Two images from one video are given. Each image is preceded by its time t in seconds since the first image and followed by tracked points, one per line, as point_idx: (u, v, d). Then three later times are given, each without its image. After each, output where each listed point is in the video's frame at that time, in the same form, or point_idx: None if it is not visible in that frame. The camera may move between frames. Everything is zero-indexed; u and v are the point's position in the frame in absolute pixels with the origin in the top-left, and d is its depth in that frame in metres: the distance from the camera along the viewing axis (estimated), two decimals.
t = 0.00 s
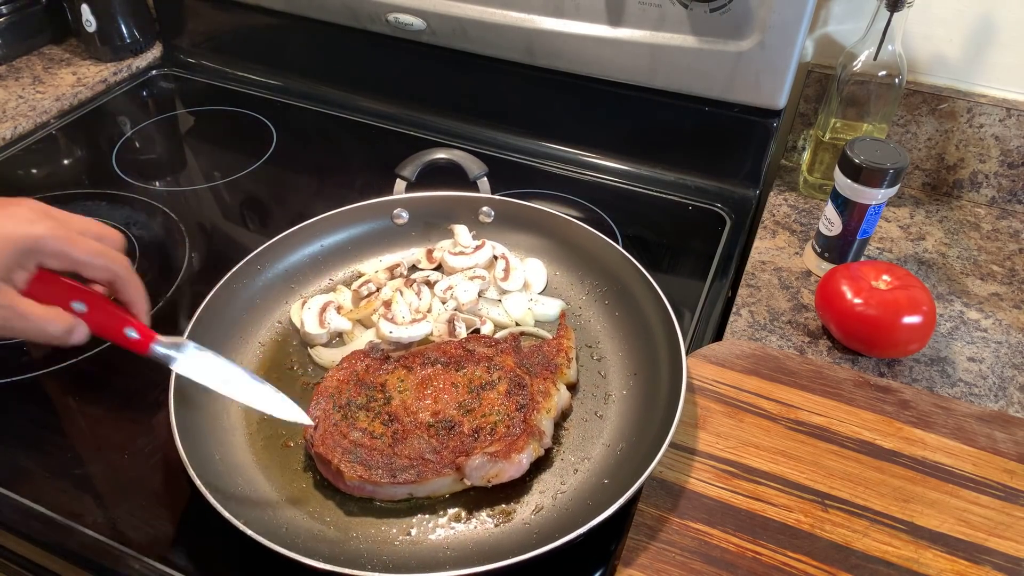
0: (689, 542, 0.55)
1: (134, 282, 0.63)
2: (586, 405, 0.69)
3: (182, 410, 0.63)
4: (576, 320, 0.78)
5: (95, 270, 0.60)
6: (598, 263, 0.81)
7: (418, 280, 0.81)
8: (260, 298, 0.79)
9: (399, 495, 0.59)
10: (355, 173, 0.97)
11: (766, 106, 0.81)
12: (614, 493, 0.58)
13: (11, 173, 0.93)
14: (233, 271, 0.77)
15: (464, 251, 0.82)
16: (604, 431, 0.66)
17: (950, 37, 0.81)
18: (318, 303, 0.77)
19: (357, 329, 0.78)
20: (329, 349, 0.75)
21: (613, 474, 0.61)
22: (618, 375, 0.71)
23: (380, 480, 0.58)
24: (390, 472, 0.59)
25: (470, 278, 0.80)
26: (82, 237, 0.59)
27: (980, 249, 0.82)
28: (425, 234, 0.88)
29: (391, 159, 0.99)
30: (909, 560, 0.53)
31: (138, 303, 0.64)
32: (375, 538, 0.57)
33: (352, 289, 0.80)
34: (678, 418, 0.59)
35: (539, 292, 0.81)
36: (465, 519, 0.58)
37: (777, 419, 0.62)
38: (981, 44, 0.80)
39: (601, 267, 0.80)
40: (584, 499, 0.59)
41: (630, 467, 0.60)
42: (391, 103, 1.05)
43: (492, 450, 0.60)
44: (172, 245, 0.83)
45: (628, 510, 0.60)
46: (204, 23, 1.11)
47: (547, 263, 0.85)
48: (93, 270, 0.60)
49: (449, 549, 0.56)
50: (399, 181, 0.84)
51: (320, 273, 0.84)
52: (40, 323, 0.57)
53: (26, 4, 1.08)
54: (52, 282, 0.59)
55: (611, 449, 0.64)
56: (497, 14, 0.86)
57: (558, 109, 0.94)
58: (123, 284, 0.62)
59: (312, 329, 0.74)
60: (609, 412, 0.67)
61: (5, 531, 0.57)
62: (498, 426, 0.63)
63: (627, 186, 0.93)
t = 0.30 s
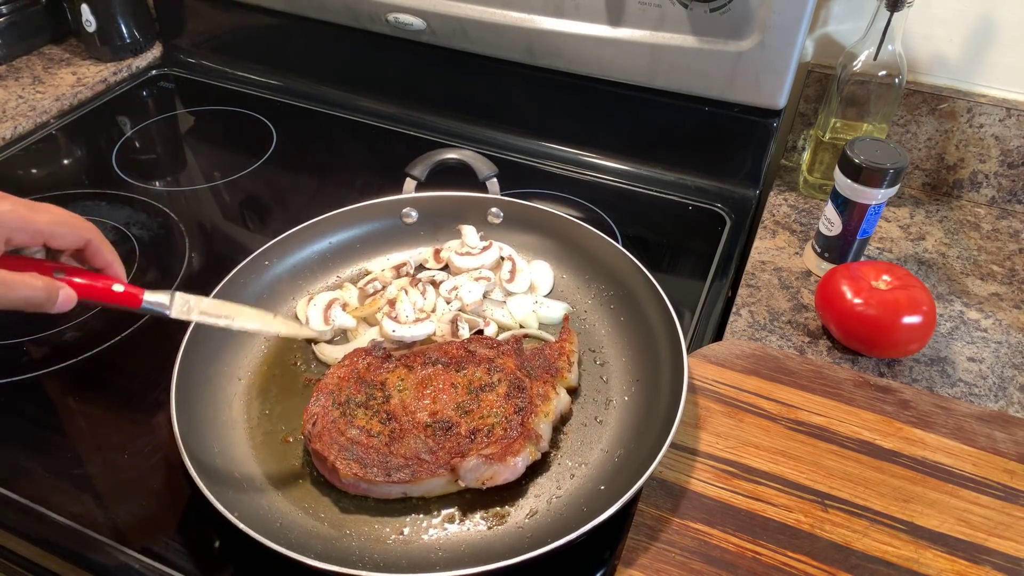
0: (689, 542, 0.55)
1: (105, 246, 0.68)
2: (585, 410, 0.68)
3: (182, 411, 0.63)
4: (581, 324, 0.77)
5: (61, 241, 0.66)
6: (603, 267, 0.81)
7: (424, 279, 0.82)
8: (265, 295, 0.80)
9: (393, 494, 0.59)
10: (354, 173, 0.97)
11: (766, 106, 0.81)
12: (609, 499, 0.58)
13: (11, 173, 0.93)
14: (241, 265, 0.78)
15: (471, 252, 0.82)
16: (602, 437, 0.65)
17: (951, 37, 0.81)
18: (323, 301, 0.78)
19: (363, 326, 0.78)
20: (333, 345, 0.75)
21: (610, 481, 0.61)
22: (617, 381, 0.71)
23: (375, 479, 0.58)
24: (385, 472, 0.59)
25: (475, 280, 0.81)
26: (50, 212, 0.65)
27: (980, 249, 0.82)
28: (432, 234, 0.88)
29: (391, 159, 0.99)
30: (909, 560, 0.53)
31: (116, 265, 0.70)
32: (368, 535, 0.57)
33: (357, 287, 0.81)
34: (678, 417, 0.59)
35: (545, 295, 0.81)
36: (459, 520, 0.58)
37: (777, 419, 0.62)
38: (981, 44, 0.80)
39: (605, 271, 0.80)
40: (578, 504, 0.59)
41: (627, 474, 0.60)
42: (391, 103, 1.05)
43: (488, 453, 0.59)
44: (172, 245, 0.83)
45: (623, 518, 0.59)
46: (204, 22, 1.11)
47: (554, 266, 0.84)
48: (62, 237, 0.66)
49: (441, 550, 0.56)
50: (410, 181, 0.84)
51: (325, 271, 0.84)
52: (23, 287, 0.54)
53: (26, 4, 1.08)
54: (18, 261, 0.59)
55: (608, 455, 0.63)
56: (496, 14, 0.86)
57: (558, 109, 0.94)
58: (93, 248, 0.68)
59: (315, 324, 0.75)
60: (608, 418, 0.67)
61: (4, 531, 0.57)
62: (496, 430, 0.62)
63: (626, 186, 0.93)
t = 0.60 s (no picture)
0: (689, 542, 0.55)
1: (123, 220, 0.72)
2: (586, 419, 0.67)
3: (184, 408, 0.63)
4: (589, 333, 0.76)
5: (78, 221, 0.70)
6: (613, 275, 0.80)
7: (436, 278, 0.81)
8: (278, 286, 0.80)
9: (384, 491, 0.59)
10: (354, 173, 0.97)
11: (766, 106, 0.81)
12: (601, 509, 0.57)
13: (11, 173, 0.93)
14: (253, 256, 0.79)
15: (486, 254, 0.82)
16: (602, 447, 0.64)
17: (950, 37, 0.81)
18: (335, 293, 0.78)
19: (371, 321, 0.78)
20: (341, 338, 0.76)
21: (603, 493, 0.59)
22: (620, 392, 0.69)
23: (366, 474, 0.58)
24: (376, 468, 0.59)
25: (486, 281, 0.80)
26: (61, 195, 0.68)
27: (980, 249, 0.82)
28: (448, 235, 0.88)
29: (391, 159, 0.99)
30: (909, 560, 0.53)
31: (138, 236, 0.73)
32: (357, 531, 0.57)
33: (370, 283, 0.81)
34: (684, 416, 0.59)
35: (557, 301, 0.80)
36: (447, 522, 0.58)
37: (778, 419, 0.62)
38: (981, 44, 0.80)
39: (613, 277, 0.80)
40: (569, 515, 0.58)
41: (622, 484, 0.59)
42: (392, 103, 1.05)
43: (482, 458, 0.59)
44: (172, 245, 0.83)
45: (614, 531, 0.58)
46: (204, 22, 1.11)
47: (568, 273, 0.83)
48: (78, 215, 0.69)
49: (427, 551, 0.55)
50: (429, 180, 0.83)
51: (337, 268, 0.85)
52: (45, 268, 0.58)
53: (26, 4, 1.08)
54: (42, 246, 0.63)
55: (604, 467, 0.62)
56: (497, 14, 0.86)
57: (558, 109, 0.94)
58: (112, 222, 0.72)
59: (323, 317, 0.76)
60: (610, 428, 0.66)
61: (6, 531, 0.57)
62: (492, 438, 0.61)
63: (626, 186, 0.93)
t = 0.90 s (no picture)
0: (689, 542, 0.55)
1: (118, 180, 0.75)
2: (586, 433, 0.66)
3: (184, 409, 0.63)
4: (595, 346, 0.76)
5: (78, 192, 0.73)
6: (620, 287, 0.79)
7: (444, 284, 0.81)
8: (286, 284, 0.80)
9: (376, 496, 0.59)
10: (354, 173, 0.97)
11: (766, 106, 0.81)
12: (593, 529, 0.57)
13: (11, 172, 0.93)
14: (261, 255, 0.79)
15: (497, 262, 0.82)
16: (600, 463, 0.63)
17: (950, 37, 0.81)
18: (343, 294, 0.78)
19: (376, 324, 0.78)
20: (345, 339, 0.76)
21: (596, 512, 0.59)
22: (623, 406, 0.69)
23: (359, 479, 0.58)
24: (370, 473, 0.59)
25: (495, 289, 0.80)
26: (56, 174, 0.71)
27: (980, 249, 0.82)
28: (460, 240, 0.88)
29: (391, 159, 0.99)
30: (909, 560, 0.53)
31: (134, 192, 0.77)
32: (347, 535, 0.57)
33: (378, 286, 0.81)
34: (687, 420, 0.59)
35: (565, 312, 0.79)
36: (438, 532, 0.58)
37: (778, 419, 0.62)
38: (980, 44, 0.80)
39: (619, 287, 0.79)
40: (561, 532, 0.58)
41: (616, 505, 0.58)
42: (392, 103, 1.05)
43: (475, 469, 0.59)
44: (172, 245, 0.83)
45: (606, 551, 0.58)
46: (204, 22, 1.11)
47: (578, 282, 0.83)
48: (76, 186, 0.73)
49: (415, 560, 0.55)
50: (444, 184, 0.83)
51: (346, 270, 0.85)
52: (43, 245, 0.56)
53: (26, 4, 1.08)
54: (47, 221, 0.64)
55: (599, 485, 0.61)
56: (497, 14, 0.86)
57: (558, 109, 0.94)
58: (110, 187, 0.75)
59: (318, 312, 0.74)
60: (609, 444, 0.65)
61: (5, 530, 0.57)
62: (489, 449, 0.61)
63: (626, 186, 0.93)
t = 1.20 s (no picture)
0: (689, 542, 0.55)
1: (93, 193, 0.76)
2: (587, 433, 0.66)
3: (183, 416, 0.63)
4: (594, 345, 0.76)
5: (51, 206, 0.74)
6: (619, 285, 0.79)
7: (443, 286, 0.81)
8: (284, 287, 0.80)
9: (379, 500, 0.59)
10: (354, 173, 0.97)
11: (766, 106, 0.81)
12: (596, 529, 0.57)
13: (11, 173, 0.93)
14: (258, 259, 0.79)
15: (494, 262, 0.82)
16: (602, 463, 0.63)
17: (950, 37, 0.81)
18: (340, 297, 0.78)
19: (375, 326, 0.79)
20: (344, 343, 0.76)
21: (599, 511, 0.59)
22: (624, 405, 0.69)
23: (361, 483, 0.58)
24: (371, 477, 0.59)
25: (492, 289, 0.80)
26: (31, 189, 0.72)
27: (980, 249, 0.82)
28: (458, 241, 0.88)
29: (391, 159, 0.99)
30: (909, 560, 0.53)
31: (110, 205, 0.78)
32: (350, 539, 0.57)
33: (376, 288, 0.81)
34: (689, 421, 0.59)
35: (564, 310, 0.80)
36: (441, 534, 0.58)
37: (778, 419, 0.62)
38: (980, 44, 0.80)
39: (619, 287, 0.79)
40: (565, 532, 0.58)
41: (619, 503, 0.58)
42: (391, 103, 1.06)
43: (477, 471, 0.59)
44: (172, 245, 0.83)
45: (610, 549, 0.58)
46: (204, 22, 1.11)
47: (576, 281, 0.83)
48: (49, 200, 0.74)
49: (419, 563, 0.56)
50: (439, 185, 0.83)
51: (344, 271, 0.85)
52: (18, 260, 0.57)
53: (26, 4, 1.08)
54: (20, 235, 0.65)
55: (602, 484, 0.61)
56: (497, 14, 0.86)
57: (558, 109, 0.94)
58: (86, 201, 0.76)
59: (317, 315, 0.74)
60: (611, 443, 0.65)
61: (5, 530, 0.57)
62: (490, 451, 0.61)
63: (626, 186, 0.93)
